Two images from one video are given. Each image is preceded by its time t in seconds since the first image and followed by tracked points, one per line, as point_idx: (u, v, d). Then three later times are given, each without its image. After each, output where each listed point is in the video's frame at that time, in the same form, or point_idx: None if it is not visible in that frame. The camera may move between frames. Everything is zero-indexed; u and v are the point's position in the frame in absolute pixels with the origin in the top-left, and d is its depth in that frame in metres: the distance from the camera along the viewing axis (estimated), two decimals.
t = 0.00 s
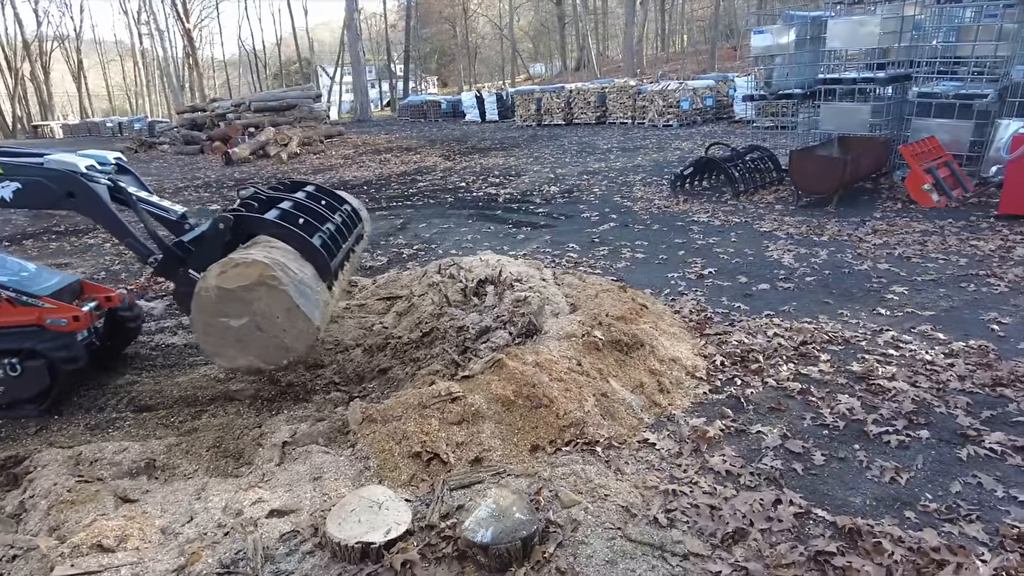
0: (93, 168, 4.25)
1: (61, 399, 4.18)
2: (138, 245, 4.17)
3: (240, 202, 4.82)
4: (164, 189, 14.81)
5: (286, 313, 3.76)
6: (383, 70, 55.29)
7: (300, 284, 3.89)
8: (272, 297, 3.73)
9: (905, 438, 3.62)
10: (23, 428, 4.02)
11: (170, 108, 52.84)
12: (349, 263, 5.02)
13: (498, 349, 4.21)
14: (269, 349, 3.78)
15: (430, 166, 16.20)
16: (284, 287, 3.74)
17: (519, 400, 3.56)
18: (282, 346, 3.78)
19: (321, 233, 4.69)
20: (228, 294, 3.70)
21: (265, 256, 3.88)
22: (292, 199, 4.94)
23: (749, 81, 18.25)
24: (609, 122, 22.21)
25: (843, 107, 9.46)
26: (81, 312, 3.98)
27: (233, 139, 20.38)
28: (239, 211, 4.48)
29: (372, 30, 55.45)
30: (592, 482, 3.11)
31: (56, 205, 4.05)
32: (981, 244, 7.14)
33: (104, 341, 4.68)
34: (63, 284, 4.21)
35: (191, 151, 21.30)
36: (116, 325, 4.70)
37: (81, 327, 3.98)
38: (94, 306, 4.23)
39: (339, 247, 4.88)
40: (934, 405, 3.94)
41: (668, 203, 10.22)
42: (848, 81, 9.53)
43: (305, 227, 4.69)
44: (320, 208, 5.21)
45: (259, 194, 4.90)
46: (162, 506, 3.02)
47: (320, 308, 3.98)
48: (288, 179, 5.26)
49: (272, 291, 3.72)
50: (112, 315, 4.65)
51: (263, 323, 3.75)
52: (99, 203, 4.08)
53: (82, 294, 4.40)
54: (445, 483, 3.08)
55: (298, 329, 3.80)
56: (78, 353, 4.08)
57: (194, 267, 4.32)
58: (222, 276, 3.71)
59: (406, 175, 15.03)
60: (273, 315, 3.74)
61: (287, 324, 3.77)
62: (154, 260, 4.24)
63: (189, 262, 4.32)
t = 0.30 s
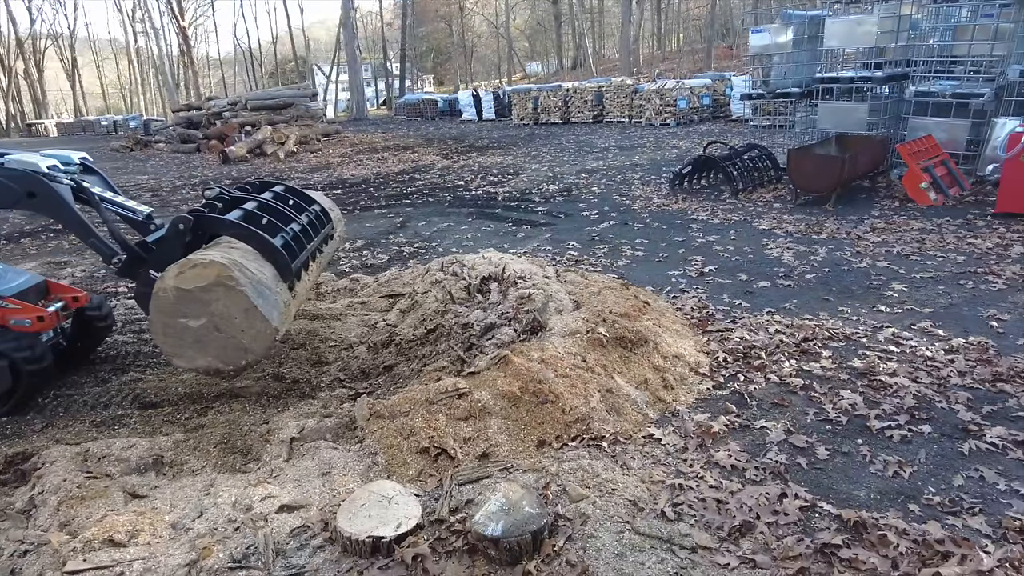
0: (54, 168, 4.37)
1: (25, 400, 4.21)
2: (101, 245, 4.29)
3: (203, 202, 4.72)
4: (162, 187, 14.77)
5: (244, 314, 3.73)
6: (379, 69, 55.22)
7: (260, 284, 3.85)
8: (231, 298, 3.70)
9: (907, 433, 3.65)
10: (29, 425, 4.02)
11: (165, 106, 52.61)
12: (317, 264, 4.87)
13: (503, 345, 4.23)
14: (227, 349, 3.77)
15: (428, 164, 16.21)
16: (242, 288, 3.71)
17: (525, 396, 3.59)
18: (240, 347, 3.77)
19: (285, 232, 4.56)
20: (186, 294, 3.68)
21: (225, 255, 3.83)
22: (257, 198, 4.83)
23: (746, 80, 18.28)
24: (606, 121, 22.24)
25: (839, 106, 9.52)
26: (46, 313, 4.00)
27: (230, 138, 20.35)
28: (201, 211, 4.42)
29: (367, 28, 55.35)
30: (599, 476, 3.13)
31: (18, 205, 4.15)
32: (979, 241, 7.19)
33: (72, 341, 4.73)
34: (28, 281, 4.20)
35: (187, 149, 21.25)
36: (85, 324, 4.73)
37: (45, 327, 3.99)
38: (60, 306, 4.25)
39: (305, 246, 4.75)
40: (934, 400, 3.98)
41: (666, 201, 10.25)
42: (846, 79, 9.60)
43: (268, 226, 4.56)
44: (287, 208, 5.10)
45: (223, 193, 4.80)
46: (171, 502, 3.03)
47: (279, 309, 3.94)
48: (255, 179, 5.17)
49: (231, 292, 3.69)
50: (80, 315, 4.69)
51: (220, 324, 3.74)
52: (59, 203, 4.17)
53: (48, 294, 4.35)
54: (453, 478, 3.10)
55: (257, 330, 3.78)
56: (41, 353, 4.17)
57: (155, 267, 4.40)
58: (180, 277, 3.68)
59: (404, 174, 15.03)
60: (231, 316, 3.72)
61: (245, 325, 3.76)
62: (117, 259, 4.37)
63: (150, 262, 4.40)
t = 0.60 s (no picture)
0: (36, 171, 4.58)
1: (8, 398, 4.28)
2: (80, 245, 4.47)
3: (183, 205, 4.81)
4: (170, 185, 14.84)
5: (219, 317, 3.78)
6: (383, 68, 55.30)
7: (235, 288, 3.89)
8: (206, 301, 3.74)
9: (917, 432, 3.69)
10: (50, 418, 4.08)
11: (170, 104, 52.74)
12: (295, 267, 4.97)
13: (517, 343, 4.29)
14: (202, 351, 3.82)
15: (434, 164, 16.28)
16: (217, 291, 3.75)
17: (539, 393, 3.64)
18: (216, 349, 3.82)
19: (263, 238, 4.67)
20: (162, 296, 3.72)
21: (202, 258, 3.87)
22: (238, 202, 4.93)
23: (751, 82, 18.33)
24: (611, 121, 22.28)
25: (845, 110, 9.68)
26: (27, 311, 4.01)
27: (236, 136, 20.43)
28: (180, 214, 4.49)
29: (372, 28, 55.44)
30: (614, 472, 3.18)
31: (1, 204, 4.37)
32: (986, 244, 7.22)
33: (55, 340, 4.85)
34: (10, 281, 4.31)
35: (193, 147, 21.34)
36: (66, 323, 4.88)
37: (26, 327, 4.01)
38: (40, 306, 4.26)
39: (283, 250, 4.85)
40: (944, 400, 4.02)
41: (673, 202, 10.29)
42: (852, 82, 9.62)
43: (247, 230, 4.67)
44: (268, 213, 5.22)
45: (204, 197, 4.88)
46: (194, 495, 3.08)
47: (256, 312, 3.97)
48: (236, 183, 5.27)
49: (207, 295, 3.73)
50: (62, 314, 4.86)
51: (196, 326, 3.79)
52: (40, 203, 4.37)
53: (31, 293, 4.49)
54: (471, 473, 3.16)
55: (232, 333, 3.83)
56: (22, 351, 4.24)
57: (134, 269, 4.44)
58: (157, 279, 3.73)
59: (410, 173, 15.10)
60: (206, 318, 3.77)
61: (220, 327, 3.80)
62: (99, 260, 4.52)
63: (128, 264, 4.46)
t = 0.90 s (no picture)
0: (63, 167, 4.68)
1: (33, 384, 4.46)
2: (107, 240, 4.70)
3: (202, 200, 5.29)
4: (210, 183, 15.18)
5: (231, 305, 4.43)
6: (416, 70, 55.71)
7: (247, 279, 4.50)
8: (220, 290, 4.38)
9: (962, 443, 3.64)
10: (104, 403, 4.24)
11: (209, 104, 53.84)
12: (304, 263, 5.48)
13: (554, 343, 4.33)
14: (214, 336, 4.52)
15: (467, 165, 16.38)
16: (231, 282, 4.38)
17: (578, 392, 3.67)
18: (230, 336, 4.51)
19: (276, 233, 5.19)
20: (181, 286, 4.39)
21: (217, 252, 4.49)
22: (253, 199, 5.43)
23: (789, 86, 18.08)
24: (644, 125, 22.16)
25: (885, 114, 9.58)
26: (53, 302, 4.35)
27: (273, 136, 20.79)
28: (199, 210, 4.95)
29: (405, 29, 55.90)
30: (653, 473, 3.20)
31: (29, 200, 4.49)
32: None
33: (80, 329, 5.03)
34: (37, 271, 4.51)
35: (231, 146, 21.79)
36: (91, 313, 5.04)
37: (53, 316, 4.35)
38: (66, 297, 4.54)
39: (294, 245, 5.37)
40: (990, 411, 3.95)
41: (708, 206, 10.23)
42: (895, 87, 9.39)
43: (262, 226, 5.19)
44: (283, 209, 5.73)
45: (222, 193, 5.38)
46: (243, 480, 3.18)
47: (267, 302, 4.61)
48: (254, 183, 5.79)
49: (221, 285, 4.37)
50: (87, 304, 5.02)
51: (213, 316, 4.46)
52: (69, 200, 4.53)
53: (57, 283, 4.71)
54: (510, 468, 3.20)
55: (242, 320, 4.47)
56: (48, 336, 4.42)
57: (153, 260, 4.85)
58: (177, 271, 4.38)
59: (444, 174, 15.22)
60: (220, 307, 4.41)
61: (233, 315, 4.45)
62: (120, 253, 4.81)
63: (149, 257, 4.84)
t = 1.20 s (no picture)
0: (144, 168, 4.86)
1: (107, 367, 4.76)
2: (182, 237, 4.87)
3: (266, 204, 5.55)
4: (286, 183, 15.81)
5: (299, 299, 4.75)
6: (482, 74, 56.27)
7: (314, 275, 4.81)
8: (289, 285, 4.70)
9: None
10: (193, 387, 4.50)
11: (284, 107, 55.91)
12: (359, 262, 5.77)
13: (624, 347, 4.33)
14: (282, 327, 4.85)
15: (532, 169, 16.47)
16: (300, 278, 4.70)
17: (648, 397, 3.65)
18: (296, 327, 4.83)
19: (336, 234, 5.45)
20: (253, 280, 4.70)
21: (288, 249, 4.81)
22: (314, 202, 5.69)
23: (868, 89, 17.39)
24: (713, 129, 21.72)
25: (976, 119, 8.78)
26: (127, 292, 4.60)
27: (345, 139, 21.45)
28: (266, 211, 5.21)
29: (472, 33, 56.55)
30: (725, 480, 3.17)
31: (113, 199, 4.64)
32: None
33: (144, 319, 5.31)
34: (110, 264, 4.89)
35: (306, 148, 22.61)
36: (154, 303, 5.31)
37: (126, 305, 4.59)
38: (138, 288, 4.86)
39: (352, 246, 5.62)
40: None
41: (781, 213, 9.96)
42: (987, 90, 9.12)
43: (323, 227, 5.45)
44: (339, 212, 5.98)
45: (284, 197, 5.65)
46: (323, 466, 3.33)
47: (331, 297, 4.93)
48: (311, 188, 6.04)
49: (291, 280, 4.68)
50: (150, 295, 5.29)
51: (282, 307, 4.79)
52: (150, 200, 4.69)
53: (128, 278, 4.96)
54: (580, 468, 3.23)
55: (308, 313, 4.80)
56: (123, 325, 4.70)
57: (224, 256, 5.04)
58: (250, 266, 4.69)
59: (510, 177, 15.36)
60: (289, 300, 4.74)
61: (300, 308, 4.78)
62: (190, 249, 4.98)
63: (221, 252, 5.03)
